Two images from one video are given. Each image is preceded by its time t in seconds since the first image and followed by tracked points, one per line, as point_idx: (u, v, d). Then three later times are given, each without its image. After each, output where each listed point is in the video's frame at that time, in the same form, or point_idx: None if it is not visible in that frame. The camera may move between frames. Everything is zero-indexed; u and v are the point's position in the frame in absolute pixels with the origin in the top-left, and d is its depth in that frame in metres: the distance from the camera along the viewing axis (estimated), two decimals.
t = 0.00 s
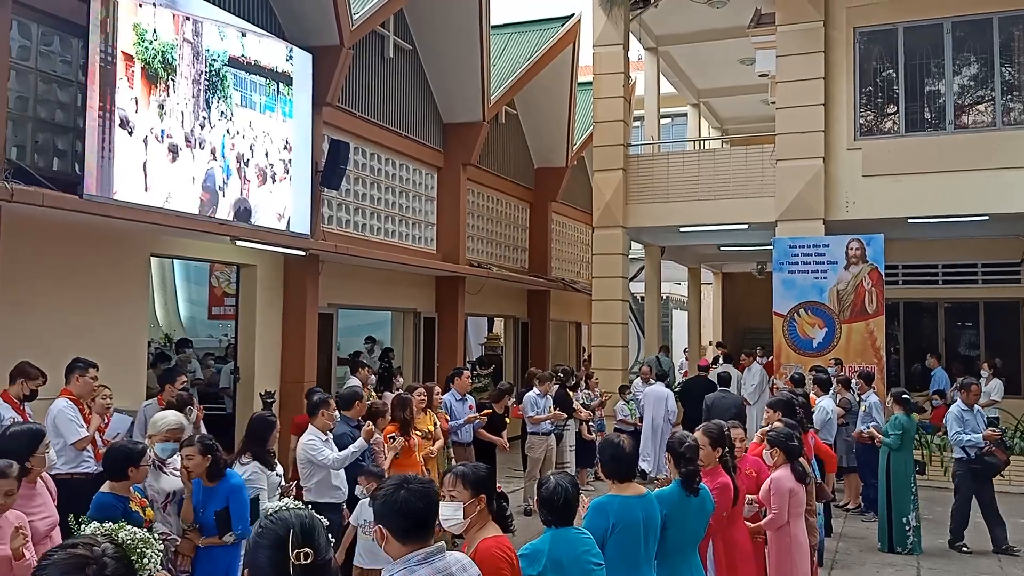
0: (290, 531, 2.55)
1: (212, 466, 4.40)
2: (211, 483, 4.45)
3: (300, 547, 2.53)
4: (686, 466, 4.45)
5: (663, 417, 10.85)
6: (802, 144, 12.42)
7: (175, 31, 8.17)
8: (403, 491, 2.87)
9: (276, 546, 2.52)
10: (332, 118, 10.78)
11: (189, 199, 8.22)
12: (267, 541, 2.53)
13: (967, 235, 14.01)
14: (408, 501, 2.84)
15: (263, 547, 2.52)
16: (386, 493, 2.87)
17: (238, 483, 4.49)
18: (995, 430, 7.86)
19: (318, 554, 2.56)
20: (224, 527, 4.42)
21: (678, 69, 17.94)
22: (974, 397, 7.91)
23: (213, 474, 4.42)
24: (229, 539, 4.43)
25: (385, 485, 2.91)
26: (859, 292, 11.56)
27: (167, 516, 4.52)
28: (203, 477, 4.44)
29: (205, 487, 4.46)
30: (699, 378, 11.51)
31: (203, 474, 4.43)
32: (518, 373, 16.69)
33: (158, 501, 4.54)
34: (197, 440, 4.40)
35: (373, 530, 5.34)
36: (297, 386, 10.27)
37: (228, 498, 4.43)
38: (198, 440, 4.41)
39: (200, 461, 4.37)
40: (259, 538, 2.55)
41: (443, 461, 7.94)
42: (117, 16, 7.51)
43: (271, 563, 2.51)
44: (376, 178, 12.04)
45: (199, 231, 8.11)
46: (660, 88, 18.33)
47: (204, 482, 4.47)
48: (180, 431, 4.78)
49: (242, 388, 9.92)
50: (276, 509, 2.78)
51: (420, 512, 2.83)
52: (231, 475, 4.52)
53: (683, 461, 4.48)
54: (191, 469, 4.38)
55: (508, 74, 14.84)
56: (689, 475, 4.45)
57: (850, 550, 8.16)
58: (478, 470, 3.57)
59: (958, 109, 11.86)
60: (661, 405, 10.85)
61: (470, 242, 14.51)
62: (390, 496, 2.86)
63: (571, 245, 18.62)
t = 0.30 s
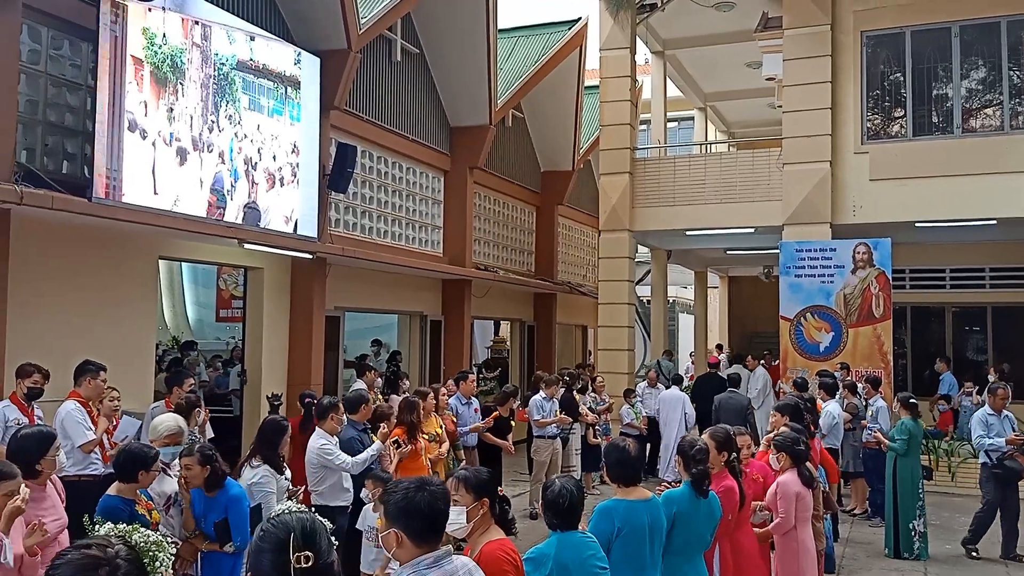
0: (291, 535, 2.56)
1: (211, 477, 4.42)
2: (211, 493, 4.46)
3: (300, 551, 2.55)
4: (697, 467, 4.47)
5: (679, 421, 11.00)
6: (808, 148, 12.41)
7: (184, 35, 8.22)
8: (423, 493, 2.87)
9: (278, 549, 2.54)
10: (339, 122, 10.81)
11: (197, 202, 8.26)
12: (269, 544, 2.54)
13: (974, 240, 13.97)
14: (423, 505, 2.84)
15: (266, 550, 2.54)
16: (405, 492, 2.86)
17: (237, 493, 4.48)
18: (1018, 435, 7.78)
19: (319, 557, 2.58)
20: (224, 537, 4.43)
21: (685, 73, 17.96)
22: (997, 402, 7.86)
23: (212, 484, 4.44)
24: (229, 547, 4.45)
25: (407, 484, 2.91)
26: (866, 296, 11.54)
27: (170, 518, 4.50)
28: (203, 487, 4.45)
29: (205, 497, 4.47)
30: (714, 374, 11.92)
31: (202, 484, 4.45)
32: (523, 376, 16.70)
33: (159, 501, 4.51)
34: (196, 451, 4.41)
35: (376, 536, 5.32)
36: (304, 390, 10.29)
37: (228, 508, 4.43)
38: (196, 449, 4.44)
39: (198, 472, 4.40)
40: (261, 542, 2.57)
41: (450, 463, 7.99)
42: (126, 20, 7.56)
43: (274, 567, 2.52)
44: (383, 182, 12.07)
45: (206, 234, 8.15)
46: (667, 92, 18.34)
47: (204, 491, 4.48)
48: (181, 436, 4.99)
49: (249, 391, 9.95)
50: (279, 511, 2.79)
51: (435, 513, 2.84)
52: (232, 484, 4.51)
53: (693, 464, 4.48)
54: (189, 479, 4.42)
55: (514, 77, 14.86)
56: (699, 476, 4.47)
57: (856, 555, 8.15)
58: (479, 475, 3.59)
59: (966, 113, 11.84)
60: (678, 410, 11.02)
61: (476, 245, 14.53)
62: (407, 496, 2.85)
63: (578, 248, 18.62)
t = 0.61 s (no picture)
0: (291, 533, 2.56)
1: (209, 480, 4.43)
2: (210, 496, 4.46)
3: (300, 548, 2.55)
4: (713, 471, 4.54)
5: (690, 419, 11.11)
6: (815, 150, 12.39)
7: (191, 36, 8.24)
8: (432, 491, 2.90)
9: (279, 547, 2.54)
10: (345, 123, 10.82)
11: (203, 202, 8.27)
12: (271, 542, 2.55)
13: (981, 243, 13.92)
14: (431, 503, 2.87)
15: (268, 548, 2.55)
16: (417, 491, 2.89)
17: (237, 496, 4.48)
18: None
19: (319, 555, 2.57)
20: (224, 540, 4.43)
21: (691, 76, 17.95)
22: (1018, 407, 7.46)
23: (212, 487, 4.45)
24: (228, 550, 4.44)
25: (417, 482, 2.94)
26: (873, 299, 11.51)
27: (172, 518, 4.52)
28: (202, 490, 4.47)
29: (205, 500, 4.49)
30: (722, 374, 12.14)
31: (201, 488, 4.47)
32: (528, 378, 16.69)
33: (161, 500, 4.53)
34: (193, 455, 4.41)
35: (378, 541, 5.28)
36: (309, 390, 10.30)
37: (228, 511, 4.44)
38: (194, 453, 4.43)
39: (196, 476, 4.41)
40: (263, 540, 2.57)
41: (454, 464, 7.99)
42: (134, 21, 7.59)
43: (276, 565, 2.53)
44: (389, 183, 12.09)
45: (213, 234, 8.16)
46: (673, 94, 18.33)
47: (203, 494, 4.49)
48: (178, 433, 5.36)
49: (254, 391, 9.96)
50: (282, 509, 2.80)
51: (444, 512, 2.88)
52: (231, 488, 4.51)
53: (709, 467, 4.53)
54: (187, 483, 4.43)
55: (520, 79, 14.87)
56: (716, 478, 4.54)
57: (862, 559, 8.12)
58: (483, 475, 3.57)
59: (973, 116, 11.81)
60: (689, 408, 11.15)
61: (482, 246, 14.54)
62: (416, 491, 2.88)
63: (583, 250, 18.60)
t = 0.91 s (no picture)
0: (296, 531, 2.58)
1: (209, 482, 4.40)
2: (212, 498, 4.47)
3: (305, 547, 2.56)
4: (718, 473, 4.53)
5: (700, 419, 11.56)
6: (821, 154, 12.39)
7: (199, 37, 8.27)
8: (440, 491, 2.94)
9: (284, 545, 2.55)
10: (351, 124, 10.85)
11: (210, 203, 8.30)
12: (276, 540, 2.56)
13: (988, 247, 13.88)
14: (439, 503, 2.90)
15: (273, 546, 2.55)
16: (426, 490, 2.93)
17: (238, 498, 4.50)
18: None
19: (324, 553, 2.59)
20: (224, 541, 4.46)
21: (697, 78, 17.94)
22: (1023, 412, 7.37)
23: (212, 489, 4.44)
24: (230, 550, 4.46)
25: (425, 481, 2.97)
26: (878, 303, 11.49)
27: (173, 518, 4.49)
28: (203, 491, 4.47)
29: (205, 501, 4.49)
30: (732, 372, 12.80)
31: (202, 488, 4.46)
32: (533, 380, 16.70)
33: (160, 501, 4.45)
34: (195, 458, 4.35)
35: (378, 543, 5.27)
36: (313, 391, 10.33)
37: (229, 512, 4.46)
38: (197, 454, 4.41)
39: (198, 479, 4.36)
40: (267, 538, 2.59)
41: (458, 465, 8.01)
42: (142, 22, 7.62)
43: (280, 563, 2.54)
44: (395, 184, 12.11)
45: (219, 234, 8.19)
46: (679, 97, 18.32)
47: (204, 495, 4.49)
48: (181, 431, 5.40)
49: (259, 392, 9.99)
50: (285, 507, 2.81)
51: (451, 509, 2.92)
52: (231, 489, 4.53)
53: (712, 469, 4.53)
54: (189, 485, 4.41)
55: (526, 81, 14.88)
56: (720, 480, 4.53)
57: (866, 564, 8.10)
58: (491, 475, 3.60)
59: (980, 121, 11.79)
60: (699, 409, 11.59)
61: (487, 248, 14.55)
62: (424, 491, 2.91)
63: (588, 252, 18.61)
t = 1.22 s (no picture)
0: (292, 528, 2.56)
1: (209, 481, 4.38)
2: (211, 496, 4.45)
3: (301, 544, 2.54)
4: (718, 473, 4.51)
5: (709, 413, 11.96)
6: (824, 155, 12.35)
7: (202, 36, 8.26)
8: (439, 488, 2.94)
9: (280, 543, 2.54)
10: (354, 124, 10.84)
11: (211, 202, 8.29)
12: (272, 538, 2.54)
13: (990, 249, 13.85)
14: (439, 500, 2.89)
15: (269, 544, 2.54)
16: (425, 486, 2.92)
17: (236, 497, 4.48)
18: None
19: (321, 550, 2.57)
20: (223, 540, 4.44)
21: (700, 80, 17.94)
22: None
23: (212, 487, 4.43)
24: (230, 549, 4.45)
25: (423, 479, 2.97)
26: (881, 305, 11.46)
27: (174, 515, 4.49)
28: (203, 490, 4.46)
29: (205, 500, 4.49)
30: (741, 372, 13.05)
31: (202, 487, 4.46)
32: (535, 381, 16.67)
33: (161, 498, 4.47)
34: (196, 457, 4.32)
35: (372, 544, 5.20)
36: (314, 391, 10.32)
37: (228, 510, 4.45)
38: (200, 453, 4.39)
39: (199, 479, 4.32)
40: (263, 536, 2.57)
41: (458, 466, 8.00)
42: (144, 21, 7.62)
43: (277, 561, 2.52)
44: (397, 184, 12.10)
45: (221, 233, 8.17)
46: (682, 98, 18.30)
47: (203, 494, 4.48)
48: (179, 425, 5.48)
49: (260, 391, 9.98)
50: (281, 504, 2.79)
51: (449, 507, 2.90)
52: (231, 488, 4.52)
53: (712, 469, 4.52)
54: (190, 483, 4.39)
55: (529, 82, 14.87)
56: (721, 480, 4.52)
57: (868, 566, 8.07)
58: (493, 474, 3.58)
59: (984, 122, 11.77)
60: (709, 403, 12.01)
61: (490, 249, 14.55)
62: (423, 489, 2.90)
63: (590, 253, 18.58)
